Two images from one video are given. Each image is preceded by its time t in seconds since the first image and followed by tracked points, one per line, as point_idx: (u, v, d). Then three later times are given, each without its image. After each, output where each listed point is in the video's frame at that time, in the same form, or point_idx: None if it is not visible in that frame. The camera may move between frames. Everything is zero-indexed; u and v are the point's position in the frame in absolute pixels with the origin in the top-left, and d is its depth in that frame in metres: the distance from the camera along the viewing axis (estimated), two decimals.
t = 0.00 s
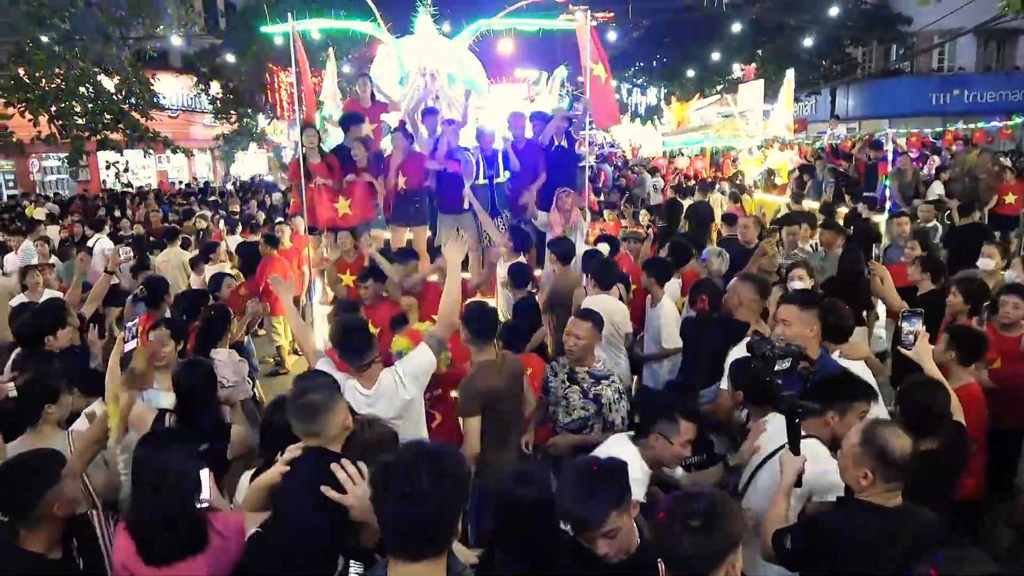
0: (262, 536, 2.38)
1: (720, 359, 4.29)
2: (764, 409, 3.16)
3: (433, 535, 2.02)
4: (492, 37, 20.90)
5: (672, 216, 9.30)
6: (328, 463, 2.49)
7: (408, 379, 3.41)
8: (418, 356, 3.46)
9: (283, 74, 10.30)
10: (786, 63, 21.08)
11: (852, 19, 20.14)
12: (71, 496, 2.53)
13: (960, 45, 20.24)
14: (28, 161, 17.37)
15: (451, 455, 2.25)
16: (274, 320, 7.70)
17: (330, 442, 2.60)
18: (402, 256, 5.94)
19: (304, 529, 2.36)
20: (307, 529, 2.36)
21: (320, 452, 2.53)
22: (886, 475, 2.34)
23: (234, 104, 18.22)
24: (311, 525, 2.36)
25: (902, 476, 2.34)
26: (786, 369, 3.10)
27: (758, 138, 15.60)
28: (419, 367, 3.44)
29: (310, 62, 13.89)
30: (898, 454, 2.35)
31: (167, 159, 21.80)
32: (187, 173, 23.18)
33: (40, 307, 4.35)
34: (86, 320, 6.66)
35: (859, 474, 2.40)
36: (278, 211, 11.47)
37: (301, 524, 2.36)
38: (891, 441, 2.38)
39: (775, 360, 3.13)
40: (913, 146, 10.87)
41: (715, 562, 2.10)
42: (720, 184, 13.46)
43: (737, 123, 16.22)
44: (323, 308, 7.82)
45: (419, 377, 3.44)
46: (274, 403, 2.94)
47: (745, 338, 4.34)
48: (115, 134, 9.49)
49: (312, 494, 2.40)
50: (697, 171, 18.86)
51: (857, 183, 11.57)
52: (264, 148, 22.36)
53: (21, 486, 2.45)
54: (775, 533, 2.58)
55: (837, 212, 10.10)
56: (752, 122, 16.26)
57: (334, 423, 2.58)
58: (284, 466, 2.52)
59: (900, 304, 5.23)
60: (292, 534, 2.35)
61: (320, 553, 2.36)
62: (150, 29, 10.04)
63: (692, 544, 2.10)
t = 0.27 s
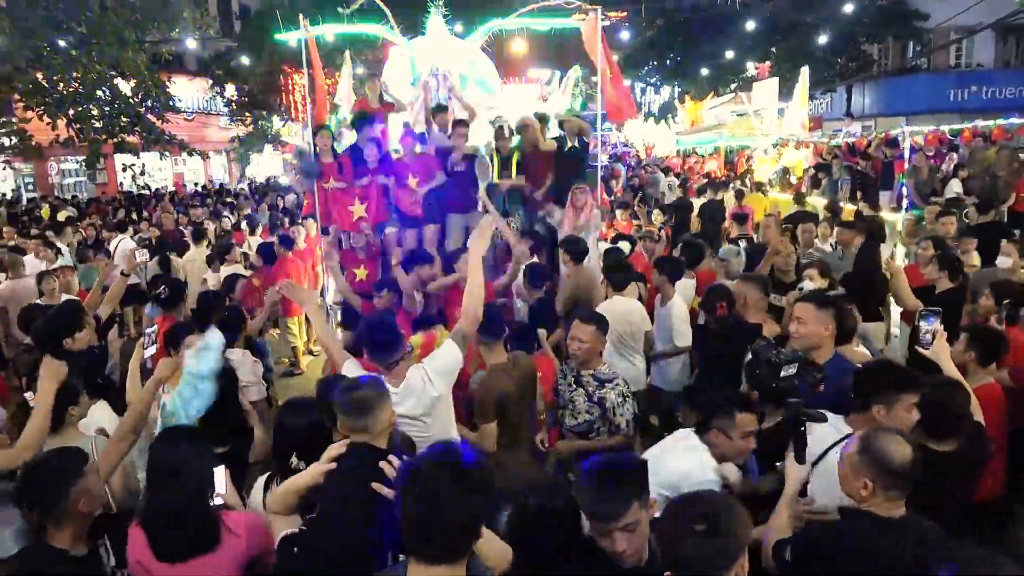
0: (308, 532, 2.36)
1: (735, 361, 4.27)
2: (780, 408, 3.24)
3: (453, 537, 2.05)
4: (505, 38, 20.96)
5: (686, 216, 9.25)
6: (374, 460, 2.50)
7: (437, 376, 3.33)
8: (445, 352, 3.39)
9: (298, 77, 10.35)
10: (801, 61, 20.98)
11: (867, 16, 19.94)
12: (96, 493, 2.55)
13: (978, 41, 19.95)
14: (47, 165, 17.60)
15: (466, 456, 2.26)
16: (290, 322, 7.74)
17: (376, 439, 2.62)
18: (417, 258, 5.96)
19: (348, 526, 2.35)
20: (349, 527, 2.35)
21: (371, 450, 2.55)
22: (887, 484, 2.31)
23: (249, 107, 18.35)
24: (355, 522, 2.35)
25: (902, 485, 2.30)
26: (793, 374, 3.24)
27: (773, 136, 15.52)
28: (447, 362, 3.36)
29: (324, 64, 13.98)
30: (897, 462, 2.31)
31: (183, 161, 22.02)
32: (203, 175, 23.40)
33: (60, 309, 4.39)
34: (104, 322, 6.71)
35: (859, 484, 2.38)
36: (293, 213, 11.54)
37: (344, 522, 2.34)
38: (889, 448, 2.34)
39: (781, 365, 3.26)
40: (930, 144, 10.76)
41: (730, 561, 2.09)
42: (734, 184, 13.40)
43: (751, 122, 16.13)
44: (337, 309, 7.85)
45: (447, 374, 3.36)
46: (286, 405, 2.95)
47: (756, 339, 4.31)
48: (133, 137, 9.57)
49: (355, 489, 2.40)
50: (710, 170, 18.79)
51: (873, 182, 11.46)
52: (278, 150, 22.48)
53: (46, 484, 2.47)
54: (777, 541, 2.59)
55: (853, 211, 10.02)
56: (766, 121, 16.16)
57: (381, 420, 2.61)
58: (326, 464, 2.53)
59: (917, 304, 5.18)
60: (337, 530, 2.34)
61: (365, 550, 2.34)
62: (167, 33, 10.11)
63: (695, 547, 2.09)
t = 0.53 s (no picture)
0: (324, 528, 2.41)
1: (740, 361, 4.25)
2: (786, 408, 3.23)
3: (467, 537, 2.04)
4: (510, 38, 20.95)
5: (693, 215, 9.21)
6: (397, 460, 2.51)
7: (463, 378, 3.33)
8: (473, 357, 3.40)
9: (302, 77, 10.37)
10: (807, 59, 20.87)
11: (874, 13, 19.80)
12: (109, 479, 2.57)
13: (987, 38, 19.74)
14: (55, 167, 17.70)
15: (470, 458, 2.26)
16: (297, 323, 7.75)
17: (395, 439, 2.70)
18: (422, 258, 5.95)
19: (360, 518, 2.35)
20: (361, 519, 2.35)
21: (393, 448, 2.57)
22: (889, 488, 2.29)
23: (255, 109, 18.40)
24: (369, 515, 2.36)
25: (904, 489, 2.28)
26: (792, 377, 3.47)
27: (780, 135, 15.45)
28: (474, 368, 3.37)
29: (329, 65, 13.99)
30: (897, 466, 2.28)
31: (190, 163, 22.09)
32: (210, 176, 23.47)
33: (68, 309, 4.41)
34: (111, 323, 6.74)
35: (861, 490, 2.35)
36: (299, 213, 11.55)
37: (355, 513, 2.36)
38: (890, 453, 2.31)
39: (782, 371, 3.55)
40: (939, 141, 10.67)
41: (735, 565, 2.08)
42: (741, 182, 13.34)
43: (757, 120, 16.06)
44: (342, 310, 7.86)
45: (471, 380, 3.36)
46: (288, 407, 2.94)
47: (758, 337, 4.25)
48: (139, 139, 9.60)
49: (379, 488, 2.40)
50: (716, 169, 18.73)
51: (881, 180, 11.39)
52: (284, 151, 22.52)
53: (60, 473, 2.49)
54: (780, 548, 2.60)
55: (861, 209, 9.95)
56: (773, 119, 16.09)
57: (399, 420, 2.68)
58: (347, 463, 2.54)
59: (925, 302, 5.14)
60: (347, 522, 2.35)
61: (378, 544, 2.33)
62: (173, 34, 10.13)
63: (700, 551, 2.07)
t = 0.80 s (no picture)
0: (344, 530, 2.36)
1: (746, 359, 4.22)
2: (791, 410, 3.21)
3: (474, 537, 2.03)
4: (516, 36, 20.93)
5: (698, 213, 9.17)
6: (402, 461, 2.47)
7: (483, 381, 3.30)
8: (494, 367, 3.36)
9: (308, 76, 10.38)
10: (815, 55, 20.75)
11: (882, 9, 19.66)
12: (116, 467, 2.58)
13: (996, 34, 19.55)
14: (63, 168, 17.79)
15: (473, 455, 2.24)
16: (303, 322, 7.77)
17: (408, 434, 2.67)
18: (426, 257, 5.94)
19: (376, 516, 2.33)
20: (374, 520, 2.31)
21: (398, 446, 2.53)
22: (900, 494, 2.26)
23: (261, 109, 18.44)
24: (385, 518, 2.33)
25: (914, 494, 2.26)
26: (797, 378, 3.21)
27: (786, 131, 15.38)
28: (494, 380, 3.33)
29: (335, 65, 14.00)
30: (904, 467, 2.26)
31: (197, 163, 22.16)
32: (217, 176, 23.55)
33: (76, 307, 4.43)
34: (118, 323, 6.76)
35: (867, 492, 2.31)
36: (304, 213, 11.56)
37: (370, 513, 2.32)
38: (898, 455, 2.29)
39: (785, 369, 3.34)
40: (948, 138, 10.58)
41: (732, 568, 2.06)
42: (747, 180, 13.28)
43: (764, 117, 15.98)
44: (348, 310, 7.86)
45: (490, 390, 3.32)
46: (288, 407, 2.93)
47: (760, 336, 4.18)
48: (146, 140, 9.62)
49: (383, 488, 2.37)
50: (723, 167, 18.67)
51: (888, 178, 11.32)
52: (291, 151, 22.53)
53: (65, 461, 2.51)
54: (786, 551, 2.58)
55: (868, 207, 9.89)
56: (780, 116, 16.02)
57: (408, 415, 2.65)
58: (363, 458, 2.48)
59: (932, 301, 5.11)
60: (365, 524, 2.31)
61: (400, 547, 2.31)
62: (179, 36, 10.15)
63: (694, 557, 2.04)
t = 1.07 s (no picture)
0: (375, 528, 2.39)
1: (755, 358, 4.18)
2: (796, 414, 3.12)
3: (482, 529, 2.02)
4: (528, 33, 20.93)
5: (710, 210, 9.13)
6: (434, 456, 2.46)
7: (497, 387, 3.28)
8: (511, 373, 3.34)
9: (321, 75, 10.43)
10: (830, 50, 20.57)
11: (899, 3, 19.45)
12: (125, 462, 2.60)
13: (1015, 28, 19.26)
14: (81, 166, 17.99)
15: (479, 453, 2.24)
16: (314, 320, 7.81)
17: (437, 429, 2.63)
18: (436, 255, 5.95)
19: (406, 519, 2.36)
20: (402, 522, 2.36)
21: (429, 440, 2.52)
22: (907, 497, 2.25)
23: (276, 107, 18.54)
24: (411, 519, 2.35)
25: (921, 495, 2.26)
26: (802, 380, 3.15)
27: (801, 128, 15.27)
28: (510, 386, 3.31)
29: (348, 63, 14.05)
30: (911, 471, 2.25)
31: (212, 161, 22.33)
32: (232, 174, 23.71)
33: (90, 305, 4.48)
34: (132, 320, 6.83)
35: (875, 497, 2.29)
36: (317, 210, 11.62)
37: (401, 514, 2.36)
38: (903, 457, 2.28)
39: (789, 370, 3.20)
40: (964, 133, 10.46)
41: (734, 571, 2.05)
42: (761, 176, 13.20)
43: (778, 113, 15.87)
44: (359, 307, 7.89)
45: (504, 396, 3.30)
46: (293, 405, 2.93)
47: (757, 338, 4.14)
48: (161, 138, 9.70)
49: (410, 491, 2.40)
50: (736, 163, 18.58)
51: (903, 174, 11.21)
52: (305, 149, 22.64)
53: (73, 456, 2.53)
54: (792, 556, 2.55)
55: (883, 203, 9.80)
56: (794, 112, 15.90)
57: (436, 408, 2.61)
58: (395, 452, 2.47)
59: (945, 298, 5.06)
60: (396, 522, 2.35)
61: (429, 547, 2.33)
62: (194, 34, 10.22)
63: (691, 559, 2.04)
